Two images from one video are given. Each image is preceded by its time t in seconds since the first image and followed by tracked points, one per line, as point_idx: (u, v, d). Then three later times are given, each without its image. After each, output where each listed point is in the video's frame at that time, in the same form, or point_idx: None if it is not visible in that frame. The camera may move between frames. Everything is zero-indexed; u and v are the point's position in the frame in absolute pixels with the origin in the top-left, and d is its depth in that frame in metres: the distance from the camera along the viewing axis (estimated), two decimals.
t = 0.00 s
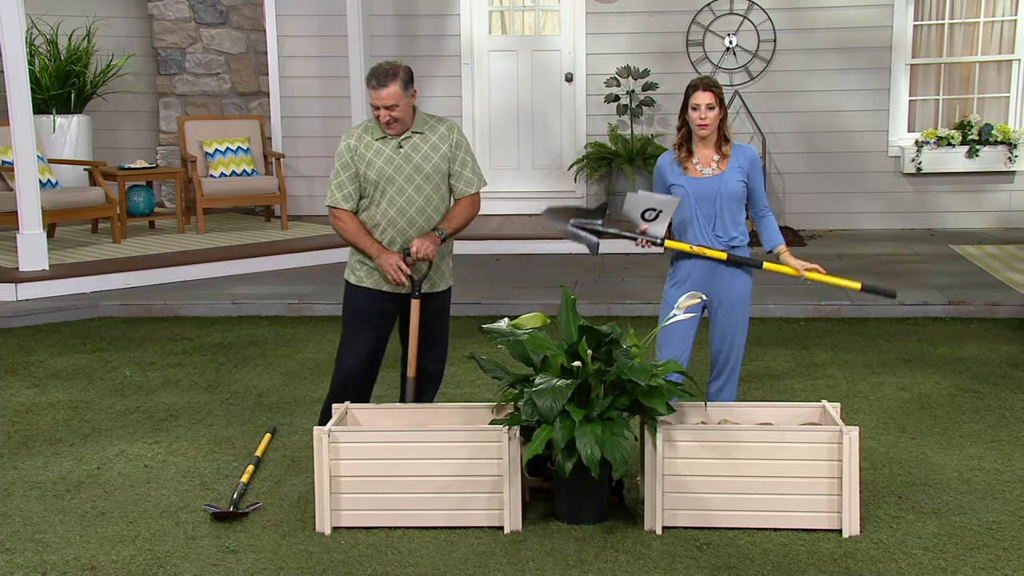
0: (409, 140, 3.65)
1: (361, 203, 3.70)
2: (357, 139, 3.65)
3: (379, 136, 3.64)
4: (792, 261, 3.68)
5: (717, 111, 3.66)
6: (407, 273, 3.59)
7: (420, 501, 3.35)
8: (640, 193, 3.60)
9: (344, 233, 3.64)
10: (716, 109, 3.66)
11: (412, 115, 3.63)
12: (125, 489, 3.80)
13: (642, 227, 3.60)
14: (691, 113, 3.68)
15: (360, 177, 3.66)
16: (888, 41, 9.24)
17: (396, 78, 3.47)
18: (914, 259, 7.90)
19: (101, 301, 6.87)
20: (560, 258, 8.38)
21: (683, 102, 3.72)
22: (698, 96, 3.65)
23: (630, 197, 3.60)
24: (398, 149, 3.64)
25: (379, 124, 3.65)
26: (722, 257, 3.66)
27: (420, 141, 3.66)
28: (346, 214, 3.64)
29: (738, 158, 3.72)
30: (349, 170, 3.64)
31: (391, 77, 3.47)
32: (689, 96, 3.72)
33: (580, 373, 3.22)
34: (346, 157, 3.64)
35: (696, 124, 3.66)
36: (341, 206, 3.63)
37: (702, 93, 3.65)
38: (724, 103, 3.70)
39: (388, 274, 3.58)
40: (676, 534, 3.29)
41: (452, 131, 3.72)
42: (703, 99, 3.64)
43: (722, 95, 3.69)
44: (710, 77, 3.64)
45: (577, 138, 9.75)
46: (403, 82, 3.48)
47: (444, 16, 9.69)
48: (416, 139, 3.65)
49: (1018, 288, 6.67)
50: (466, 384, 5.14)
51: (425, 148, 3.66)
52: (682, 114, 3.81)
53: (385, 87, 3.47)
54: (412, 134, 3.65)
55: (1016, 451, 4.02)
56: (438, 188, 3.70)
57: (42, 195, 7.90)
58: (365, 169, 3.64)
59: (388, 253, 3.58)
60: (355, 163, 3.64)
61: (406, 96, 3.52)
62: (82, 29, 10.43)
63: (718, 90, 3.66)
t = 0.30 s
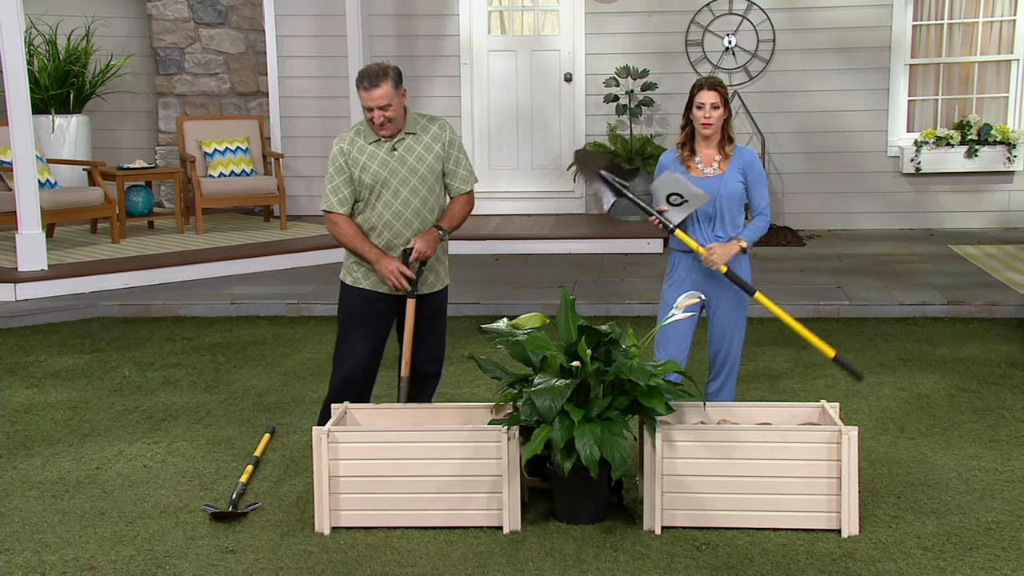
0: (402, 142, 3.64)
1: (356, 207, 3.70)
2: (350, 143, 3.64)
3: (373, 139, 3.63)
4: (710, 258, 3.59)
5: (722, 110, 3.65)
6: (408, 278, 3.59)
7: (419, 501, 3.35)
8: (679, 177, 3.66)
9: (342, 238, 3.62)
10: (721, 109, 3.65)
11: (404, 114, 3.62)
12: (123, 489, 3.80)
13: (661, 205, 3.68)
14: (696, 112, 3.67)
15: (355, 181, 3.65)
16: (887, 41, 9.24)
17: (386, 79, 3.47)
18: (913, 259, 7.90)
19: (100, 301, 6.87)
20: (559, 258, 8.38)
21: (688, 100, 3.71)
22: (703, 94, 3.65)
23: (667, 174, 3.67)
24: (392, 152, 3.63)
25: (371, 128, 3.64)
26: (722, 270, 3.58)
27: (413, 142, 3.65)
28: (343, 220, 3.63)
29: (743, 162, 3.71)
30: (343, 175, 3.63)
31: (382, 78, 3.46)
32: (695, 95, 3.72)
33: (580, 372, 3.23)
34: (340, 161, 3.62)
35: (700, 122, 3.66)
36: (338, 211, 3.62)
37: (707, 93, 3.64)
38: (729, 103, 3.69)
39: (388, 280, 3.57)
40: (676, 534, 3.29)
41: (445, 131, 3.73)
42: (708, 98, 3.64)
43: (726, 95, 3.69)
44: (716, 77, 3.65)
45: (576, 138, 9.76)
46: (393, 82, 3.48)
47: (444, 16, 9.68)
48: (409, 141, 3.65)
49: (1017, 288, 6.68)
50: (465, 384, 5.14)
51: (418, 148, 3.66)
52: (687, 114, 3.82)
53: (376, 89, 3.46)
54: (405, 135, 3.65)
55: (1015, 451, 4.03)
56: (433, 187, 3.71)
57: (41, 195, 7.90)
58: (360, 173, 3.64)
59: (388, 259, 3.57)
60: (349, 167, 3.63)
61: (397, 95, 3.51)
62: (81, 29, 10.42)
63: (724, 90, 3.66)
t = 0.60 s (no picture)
0: (401, 142, 3.64)
1: (355, 208, 3.70)
2: (348, 144, 3.64)
3: (371, 140, 3.63)
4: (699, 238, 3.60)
5: (720, 110, 3.65)
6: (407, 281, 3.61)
7: (419, 501, 3.35)
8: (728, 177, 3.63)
9: (342, 240, 3.63)
10: (719, 108, 3.64)
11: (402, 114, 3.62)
12: (123, 489, 3.80)
13: (696, 199, 3.66)
14: (694, 112, 3.67)
15: (354, 182, 3.66)
16: (886, 41, 9.24)
17: (385, 82, 3.46)
18: (913, 259, 7.90)
19: (100, 301, 6.86)
20: (558, 258, 8.38)
21: (686, 100, 3.70)
22: (700, 94, 3.63)
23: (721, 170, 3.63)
24: (391, 152, 3.63)
25: (370, 129, 3.64)
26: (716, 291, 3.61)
27: (412, 142, 3.65)
28: (342, 221, 3.63)
29: (742, 164, 3.72)
30: (342, 176, 3.63)
31: (381, 80, 3.45)
32: (692, 94, 3.71)
33: (579, 372, 3.22)
34: (339, 162, 3.62)
35: (699, 122, 3.66)
36: (337, 212, 3.62)
37: (704, 92, 3.63)
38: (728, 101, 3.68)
39: (388, 283, 3.58)
40: (676, 534, 3.29)
41: (443, 130, 3.73)
42: (706, 98, 3.62)
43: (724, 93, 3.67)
44: (713, 76, 3.63)
45: (576, 138, 9.76)
46: (391, 83, 3.48)
47: (443, 16, 9.68)
48: (407, 141, 3.65)
49: (1017, 288, 6.67)
50: (465, 384, 5.14)
51: (417, 148, 3.66)
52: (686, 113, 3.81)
53: (375, 92, 3.46)
54: (403, 135, 3.65)
55: (1015, 451, 4.02)
56: (432, 187, 3.71)
57: (41, 195, 7.90)
58: (359, 174, 3.64)
59: (388, 262, 3.58)
60: (348, 168, 3.64)
61: (396, 97, 3.51)
62: (80, 29, 10.41)
63: (720, 89, 3.64)
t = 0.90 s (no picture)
0: (403, 139, 3.64)
1: (357, 205, 3.70)
2: (351, 141, 3.65)
3: (374, 136, 3.64)
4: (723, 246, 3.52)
5: (716, 109, 3.63)
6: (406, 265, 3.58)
7: (419, 501, 3.35)
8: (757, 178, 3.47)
9: (341, 234, 3.64)
10: (715, 106, 3.63)
11: (406, 113, 3.62)
12: (123, 489, 3.80)
13: (721, 198, 3.52)
14: (691, 113, 3.66)
15: (356, 178, 3.66)
16: (886, 42, 9.24)
17: (388, 78, 3.47)
18: (913, 259, 7.90)
19: (100, 301, 6.86)
20: (558, 258, 8.38)
21: (682, 102, 3.69)
22: (694, 96, 3.62)
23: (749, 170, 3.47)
24: (393, 149, 3.63)
25: (373, 126, 3.64)
26: (727, 304, 3.60)
27: (415, 139, 3.66)
28: (342, 217, 3.63)
29: (745, 163, 3.72)
30: (344, 172, 3.63)
31: (384, 76, 3.46)
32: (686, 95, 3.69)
33: (579, 372, 3.22)
34: (341, 159, 3.63)
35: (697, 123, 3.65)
36: (339, 208, 3.63)
37: (699, 93, 3.61)
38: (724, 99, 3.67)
39: (387, 269, 3.56)
40: (676, 534, 3.29)
41: (446, 128, 3.73)
42: (700, 98, 3.61)
43: (719, 92, 3.66)
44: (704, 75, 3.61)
45: (576, 138, 9.76)
46: (395, 80, 3.49)
47: (443, 16, 9.67)
48: (410, 138, 3.65)
49: (1017, 288, 6.68)
50: (465, 384, 5.14)
51: (419, 145, 3.66)
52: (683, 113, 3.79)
53: (378, 88, 3.47)
54: (406, 132, 3.65)
55: (1015, 451, 4.02)
56: (434, 184, 3.70)
57: (41, 195, 7.90)
58: (361, 171, 3.64)
59: (387, 249, 3.58)
60: (350, 165, 3.64)
61: (399, 94, 3.52)
62: (80, 29, 10.41)
63: (713, 86, 3.62)
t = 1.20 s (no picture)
0: (406, 137, 3.65)
1: (359, 202, 3.71)
2: (355, 138, 3.65)
3: (377, 134, 3.64)
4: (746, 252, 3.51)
5: (713, 109, 3.65)
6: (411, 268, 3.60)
7: (419, 500, 3.35)
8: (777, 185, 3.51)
9: (344, 233, 3.65)
10: (712, 107, 3.64)
11: (409, 112, 3.63)
12: (123, 489, 3.80)
13: (739, 202, 3.53)
14: (688, 115, 3.66)
15: (359, 176, 3.66)
16: (886, 42, 9.24)
17: (392, 74, 3.48)
18: (913, 259, 7.90)
19: (100, 301, 6.86)
20: (558, 258, 8.38)
21: (679, 103, 3.70)
22: (692, 96, 3.63)
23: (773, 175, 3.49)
24: (396, 147, 3.64)
25: (376, 123, 3.64)
26: (756, 312, 3.61)
27: (418, 137, 3.66)
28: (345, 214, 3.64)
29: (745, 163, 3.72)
30: (347, 170, 3.64)
31: (388, 73, 3.47)
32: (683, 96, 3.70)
33: (579, 373, 3.22)
34: (344, 156, 3.64)
35: (694, 124, 3.66)
36: (341, 205, 3.64)
37: (696, 94, 3.62)
38: (720, 99, 3.67)
39: (391, 270, 3.57)
40: (676, 534, 3.29)
41: (449, 128, 3.72)
42: (698, 100, 3.61)
43: (716, 91, 3.66)
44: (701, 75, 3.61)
45: (576, 138, 9.76)
46: (399, 77, 3.49)
47: (443, 16, 9.67)
48: (413, 136, 3.65)
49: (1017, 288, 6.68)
50: (465, 384, 5.14)
51: (423, 144, 3.66)
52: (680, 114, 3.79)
53: (382, 84, 3.47)
54: (409, 130, 3.65)
55: (1015, 451, 4.02)
56: (436, 183, 3.70)
57: (41, 195, 7.90)
58: (363, 168, 3.64)
59: (389, 249, 3.58)
60: (353, 162, 3.65)
61: (403, 91, 3.52)
62: (80, 29, 10.41)
63: (711, 87, 3.63)
